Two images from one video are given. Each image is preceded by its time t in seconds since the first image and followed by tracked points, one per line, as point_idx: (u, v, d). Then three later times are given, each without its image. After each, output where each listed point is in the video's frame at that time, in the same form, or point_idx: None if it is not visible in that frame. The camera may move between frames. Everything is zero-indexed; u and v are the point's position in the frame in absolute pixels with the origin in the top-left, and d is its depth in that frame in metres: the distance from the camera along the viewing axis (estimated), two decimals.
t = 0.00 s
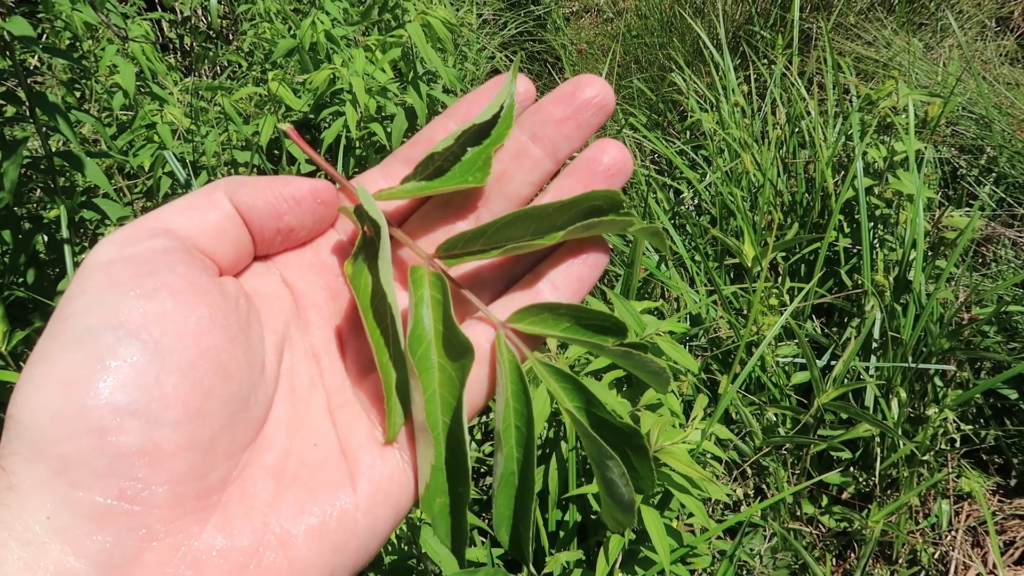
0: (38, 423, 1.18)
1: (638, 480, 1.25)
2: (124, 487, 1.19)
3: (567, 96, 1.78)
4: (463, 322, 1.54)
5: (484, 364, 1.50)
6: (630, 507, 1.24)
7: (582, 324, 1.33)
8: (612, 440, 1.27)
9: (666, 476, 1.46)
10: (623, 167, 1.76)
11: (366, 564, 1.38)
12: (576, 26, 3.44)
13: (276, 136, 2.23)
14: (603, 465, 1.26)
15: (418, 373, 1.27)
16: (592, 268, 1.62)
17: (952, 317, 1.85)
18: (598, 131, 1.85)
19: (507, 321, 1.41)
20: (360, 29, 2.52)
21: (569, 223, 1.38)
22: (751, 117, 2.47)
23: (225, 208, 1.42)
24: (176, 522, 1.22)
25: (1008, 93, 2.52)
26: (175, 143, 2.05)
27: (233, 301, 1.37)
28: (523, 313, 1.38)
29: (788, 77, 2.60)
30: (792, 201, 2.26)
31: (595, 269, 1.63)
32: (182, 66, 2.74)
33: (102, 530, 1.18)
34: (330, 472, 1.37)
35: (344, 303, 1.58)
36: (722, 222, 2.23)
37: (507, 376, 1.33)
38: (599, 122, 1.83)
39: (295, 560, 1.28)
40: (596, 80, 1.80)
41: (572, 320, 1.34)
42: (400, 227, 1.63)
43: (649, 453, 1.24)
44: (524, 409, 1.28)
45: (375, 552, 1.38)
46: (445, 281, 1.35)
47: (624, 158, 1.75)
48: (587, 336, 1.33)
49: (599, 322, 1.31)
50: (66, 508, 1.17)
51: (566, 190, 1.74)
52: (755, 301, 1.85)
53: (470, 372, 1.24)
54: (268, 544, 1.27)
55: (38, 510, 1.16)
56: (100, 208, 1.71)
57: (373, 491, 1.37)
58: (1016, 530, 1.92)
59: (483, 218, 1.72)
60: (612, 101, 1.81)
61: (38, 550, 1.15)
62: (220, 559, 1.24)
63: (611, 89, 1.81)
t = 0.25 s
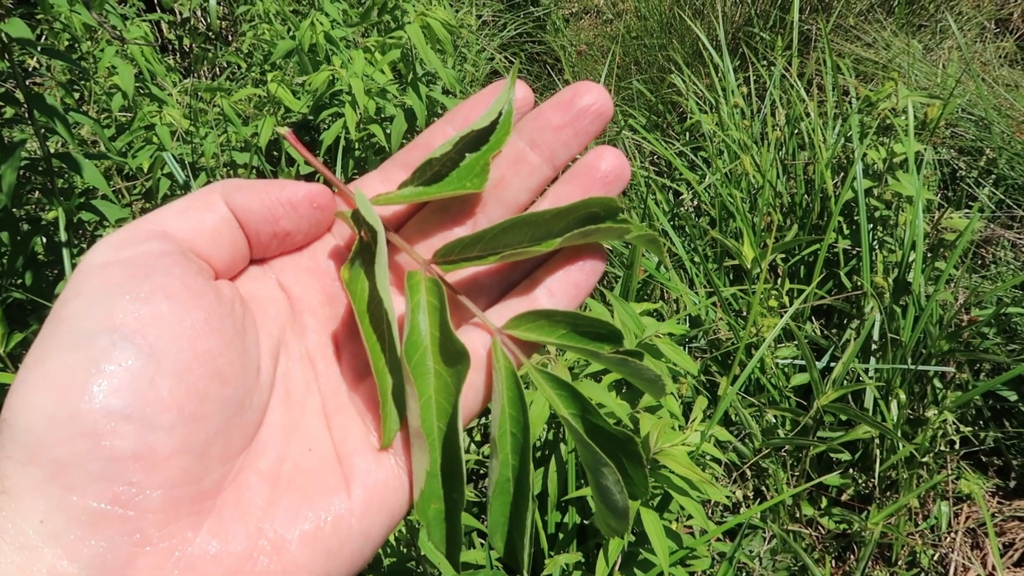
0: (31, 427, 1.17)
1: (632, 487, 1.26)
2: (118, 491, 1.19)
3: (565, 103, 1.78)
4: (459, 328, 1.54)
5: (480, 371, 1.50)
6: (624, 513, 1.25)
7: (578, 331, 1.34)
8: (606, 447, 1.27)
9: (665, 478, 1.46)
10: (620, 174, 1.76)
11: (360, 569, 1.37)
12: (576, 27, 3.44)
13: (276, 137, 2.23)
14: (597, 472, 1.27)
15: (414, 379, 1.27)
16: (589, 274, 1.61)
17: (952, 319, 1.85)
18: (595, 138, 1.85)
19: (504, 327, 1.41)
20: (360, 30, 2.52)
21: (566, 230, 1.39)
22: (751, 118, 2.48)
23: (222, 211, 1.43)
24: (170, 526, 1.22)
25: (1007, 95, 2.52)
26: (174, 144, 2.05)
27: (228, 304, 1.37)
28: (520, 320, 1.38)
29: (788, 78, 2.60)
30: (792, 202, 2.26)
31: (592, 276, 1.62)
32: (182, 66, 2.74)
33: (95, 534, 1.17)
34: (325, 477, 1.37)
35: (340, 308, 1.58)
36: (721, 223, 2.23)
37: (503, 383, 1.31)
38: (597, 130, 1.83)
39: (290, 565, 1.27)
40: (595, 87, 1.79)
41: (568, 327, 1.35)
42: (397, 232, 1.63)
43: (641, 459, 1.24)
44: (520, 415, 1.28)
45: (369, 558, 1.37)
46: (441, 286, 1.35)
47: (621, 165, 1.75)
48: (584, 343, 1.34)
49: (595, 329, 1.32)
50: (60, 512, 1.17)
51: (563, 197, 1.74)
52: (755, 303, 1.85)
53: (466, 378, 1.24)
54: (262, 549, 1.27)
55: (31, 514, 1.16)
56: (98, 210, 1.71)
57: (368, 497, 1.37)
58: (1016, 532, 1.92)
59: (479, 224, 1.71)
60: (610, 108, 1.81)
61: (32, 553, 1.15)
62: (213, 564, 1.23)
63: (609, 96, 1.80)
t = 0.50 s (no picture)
0: (27, 433, 1.18)
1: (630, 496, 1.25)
2: (113, 498, 1.19)
3: (567, 110, 1.79)
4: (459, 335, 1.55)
5: (480, 378, 1.51)
6: (621, 522, 1.25)
7: (577, 339, 1.34)
8: (603, 454, 1.27)
9: (665, 479, 1.46)
10: (620, 182, 1.76)
11: None
12: (575, 27, 3.44)
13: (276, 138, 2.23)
14: (595, 481, 1.25)
15: (412, 387, 1.26)
16: (589, 282, 1.63)
17: (952, 319, 1.85)
18: (596, 146, 1.85)
19: (503, 335, 1.40)
20: (360, 31, 2.52)
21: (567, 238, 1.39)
22: (750, 119, 2.48)
23: (215, 214, 1.42)
24: (165, 532, 1.22)
25: (1007, 95, 2.52)
26: (174, 146, 2.05)
27: (223, 309, 1.37)
28: (519, 329, 1.38)
29: (788, 78, 2.60)
30: (792, 202, 2.26)
31: (591, 283, 1.64)
32: (182, 67, 2.74)
33: (90, 541, 1.18)
34: (321, 483, 1.37)
35: (338, 316, 1.57)
36: (721, 224, 2.23)
37: (501, 391, 1.33)
38: (598, 138, 1.84)
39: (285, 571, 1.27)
40: (597, 95, 1.80)
41: (568, 336, 1.35)
42: (397, 239, 1.62)
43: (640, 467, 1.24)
44: (519, 424, 1.28)
45: (366, 564, 1.37)
46: (442, 294, 1.36)
47: (622, 173, 1.76)
48: (582, 352, 1.34)
49: (593, 338, 1.32)
50: (56, 518, 1.17)
51: (563, 205, 1.74)
52: (754, 303, 1.86)
53: (465, 387, 1.23)
54: (257, 556, 1.27)
55: (27, 521, 1.16)
56: (98, 212, 1.70)
57: (365, 504, 1.36)
58: (1016, 531, 1.92)
59: (480, 231, 1.72)
60: (611, 116, 1.81)
61: (27, 560, 1.15)
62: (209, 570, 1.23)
63: (610, 104, 1.81)
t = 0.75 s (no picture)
0: (24, 442, 1.19)
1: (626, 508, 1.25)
2: (109, 508, 1.19)
3: (564, 121, 1.78)
4: (454, 346, 1.54)
5: (476, 390, 1.50)
6: (618, 534, 1.24)
7: (574, 350, 1.33)
8: (598, 466, 1.26)
9: (666, 479, 1.46)
10: (617, 194, 1.75)
11: None
12: (575, 27, 3.45)
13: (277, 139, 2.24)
14: (591, 492, 1.25)
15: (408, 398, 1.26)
16: (585, 293, 1.62)
17: (953, 318, 1.85)
18: (593, 157, 1.85)
19: (498, 346, 1.41)
20: (360, 32, 2.52)
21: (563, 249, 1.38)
22: (751, 118, 2.48)
23: (215, 225, 1.43)
24: (160, 543, 1.22)
25: (1007, 93, 2.52)
26: (174, 147, 2.05)
27: (220, 319, 1.37)
28: (515, 340, 1.38)
29: (788, 78, 2.60)
30: (792, 202, 2.26)
31: (587, 295, 1.62)
32: (182, 69, 2.75)
33: (85, 551, 1.17)
34: (317, 493, 1.37)
35: (335, 325, 1.57)
36: (722, 223, 2.23)
37: (497, 403, 1.33)
38: (595, 149, 1.83)
39: None
40: (594, 106, 1.80)
41: (564, 347, 1.34)
42: (393, 249, 1.62)
43: (634, 477, 1.23)
44: (514, 436, 1.28)
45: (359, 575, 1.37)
46: (437, 306, 1.36)
47: (619, 185, 1.75)
48: (578, 363, 1.33)
49: (589, 349, 1.31)
50: (50, 528, 1.17)
51: (560, 217, 1.74)
52: (755, 303, 1.86)
53: (461, 398, 1.24)
54: (252, 566, 1.27)
55: (23, 529, 1.16)
56: (99, 213, 1.69)
57: (360, 514, 1.36)
58: (1018, 530, 1.92)
59: (477, 242, 1.71)
60: (608, 127, 1.81)
61: (21, 568, 1.15)
62: None
63: (607, 115, 1.80)
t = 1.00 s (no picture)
0: (31, 428, 1.19)
1: (629, 495, 1.25)
2: (116, 492, 1.19)
3: (564, 111, 1.78)
4: (458, 334, 1.55)
5: (478, 377, 1.51)
6: (618, 518, 1.25)
7: (577, 337, 1.33)
8: (601, 453, 1.26)
9: (670, 476, 1.46)
10: (619, 183, 1.76)
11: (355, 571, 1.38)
12: (576, 26, 3.45)
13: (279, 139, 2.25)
14: (594, 479, 1.25)
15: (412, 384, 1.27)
16: (586, 282, 1.63)
17: (954, 315, 1.85)
18: (594, 146, 1.85)
19: (502, 334, 1.40)
20: (361, 32, 2.52)
21: (565, 237, 1.38)
22: (752, 117, 2.48)
23: (219, 213, 1.43)
24: (168, 526, 1.23)
25: (1008, 91, 2.52)
26: (177, 147, 2.06)
27: (225, 307, 1.37)
28: (518, 328, 1.38)
29: (789, 76, 2.60)
30: (793, 200, 2.27)
31: (588, 284, 1.64)
32: (184, 69, 2.75)
33: (93, 534, 1.18)
34: (321, 479, 1.38)
35: (339, 313, 1.58)
36: (723, 221, 2.23)
37: (501, 390, 1.32)
38: (596, 138, 1.83)
39: (285, 566, 1.29)
40: (595, 95, 1.79)
41: (566, 335, 1.34)
42: (396, 238, 1.64)
43: (636, 464, 1.23)
44: (518, 422, 1.28)
45: (363, 560, 1.38)
46: (441, 293, 1.35)
47: (620, 174, 1.76)
48: (580, 351, 1.33)
49: (592, 337, 1.32)
50: (59, 511, 1.18)
51: (562, 205, 1.75)
52: (756, 301, 1.86)
53: (464, 384, 1.24)
54: (258, 550, 1.28)
55: (31, 513, 1.17)
56: (103, 213, 1.70)
57: (364, 499, 1.37)
58: (1020, 527, 1.92)
59: (479, 231, 1.73)
60: (610, 116, 1.80)
61: (31, 551, 1.16)
62: (209, 564, 1.24)
63: (609, 104, 1.80)
